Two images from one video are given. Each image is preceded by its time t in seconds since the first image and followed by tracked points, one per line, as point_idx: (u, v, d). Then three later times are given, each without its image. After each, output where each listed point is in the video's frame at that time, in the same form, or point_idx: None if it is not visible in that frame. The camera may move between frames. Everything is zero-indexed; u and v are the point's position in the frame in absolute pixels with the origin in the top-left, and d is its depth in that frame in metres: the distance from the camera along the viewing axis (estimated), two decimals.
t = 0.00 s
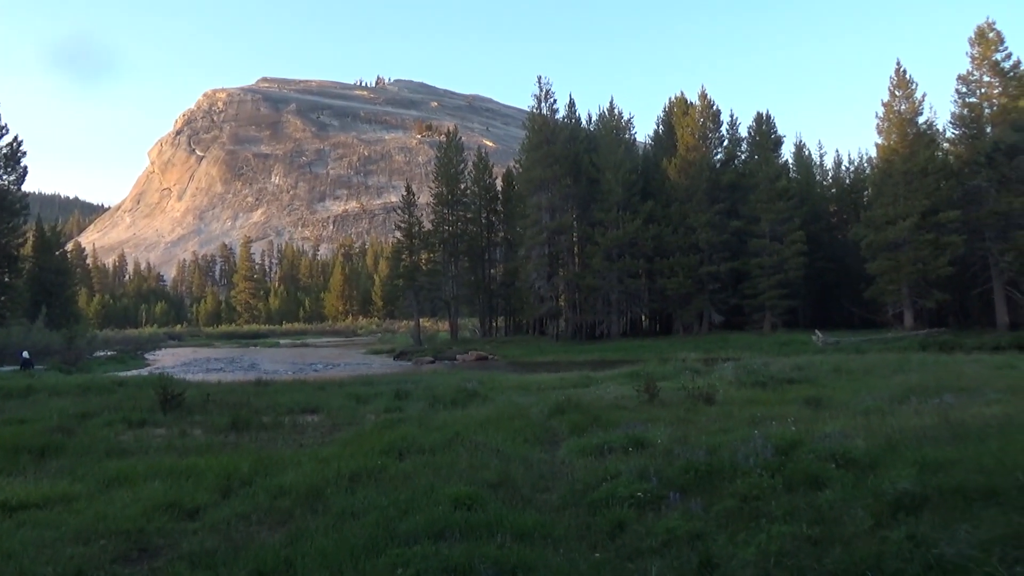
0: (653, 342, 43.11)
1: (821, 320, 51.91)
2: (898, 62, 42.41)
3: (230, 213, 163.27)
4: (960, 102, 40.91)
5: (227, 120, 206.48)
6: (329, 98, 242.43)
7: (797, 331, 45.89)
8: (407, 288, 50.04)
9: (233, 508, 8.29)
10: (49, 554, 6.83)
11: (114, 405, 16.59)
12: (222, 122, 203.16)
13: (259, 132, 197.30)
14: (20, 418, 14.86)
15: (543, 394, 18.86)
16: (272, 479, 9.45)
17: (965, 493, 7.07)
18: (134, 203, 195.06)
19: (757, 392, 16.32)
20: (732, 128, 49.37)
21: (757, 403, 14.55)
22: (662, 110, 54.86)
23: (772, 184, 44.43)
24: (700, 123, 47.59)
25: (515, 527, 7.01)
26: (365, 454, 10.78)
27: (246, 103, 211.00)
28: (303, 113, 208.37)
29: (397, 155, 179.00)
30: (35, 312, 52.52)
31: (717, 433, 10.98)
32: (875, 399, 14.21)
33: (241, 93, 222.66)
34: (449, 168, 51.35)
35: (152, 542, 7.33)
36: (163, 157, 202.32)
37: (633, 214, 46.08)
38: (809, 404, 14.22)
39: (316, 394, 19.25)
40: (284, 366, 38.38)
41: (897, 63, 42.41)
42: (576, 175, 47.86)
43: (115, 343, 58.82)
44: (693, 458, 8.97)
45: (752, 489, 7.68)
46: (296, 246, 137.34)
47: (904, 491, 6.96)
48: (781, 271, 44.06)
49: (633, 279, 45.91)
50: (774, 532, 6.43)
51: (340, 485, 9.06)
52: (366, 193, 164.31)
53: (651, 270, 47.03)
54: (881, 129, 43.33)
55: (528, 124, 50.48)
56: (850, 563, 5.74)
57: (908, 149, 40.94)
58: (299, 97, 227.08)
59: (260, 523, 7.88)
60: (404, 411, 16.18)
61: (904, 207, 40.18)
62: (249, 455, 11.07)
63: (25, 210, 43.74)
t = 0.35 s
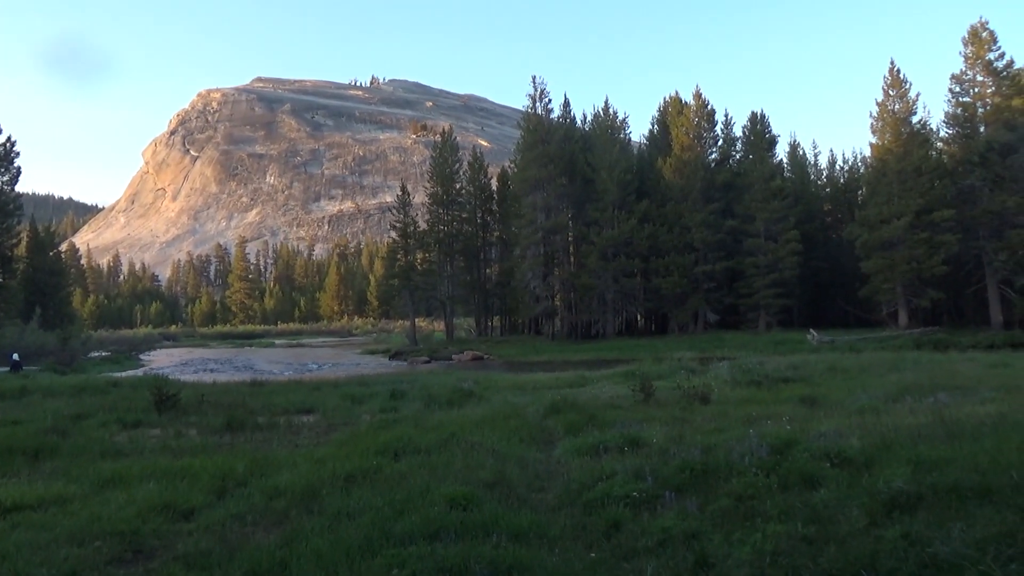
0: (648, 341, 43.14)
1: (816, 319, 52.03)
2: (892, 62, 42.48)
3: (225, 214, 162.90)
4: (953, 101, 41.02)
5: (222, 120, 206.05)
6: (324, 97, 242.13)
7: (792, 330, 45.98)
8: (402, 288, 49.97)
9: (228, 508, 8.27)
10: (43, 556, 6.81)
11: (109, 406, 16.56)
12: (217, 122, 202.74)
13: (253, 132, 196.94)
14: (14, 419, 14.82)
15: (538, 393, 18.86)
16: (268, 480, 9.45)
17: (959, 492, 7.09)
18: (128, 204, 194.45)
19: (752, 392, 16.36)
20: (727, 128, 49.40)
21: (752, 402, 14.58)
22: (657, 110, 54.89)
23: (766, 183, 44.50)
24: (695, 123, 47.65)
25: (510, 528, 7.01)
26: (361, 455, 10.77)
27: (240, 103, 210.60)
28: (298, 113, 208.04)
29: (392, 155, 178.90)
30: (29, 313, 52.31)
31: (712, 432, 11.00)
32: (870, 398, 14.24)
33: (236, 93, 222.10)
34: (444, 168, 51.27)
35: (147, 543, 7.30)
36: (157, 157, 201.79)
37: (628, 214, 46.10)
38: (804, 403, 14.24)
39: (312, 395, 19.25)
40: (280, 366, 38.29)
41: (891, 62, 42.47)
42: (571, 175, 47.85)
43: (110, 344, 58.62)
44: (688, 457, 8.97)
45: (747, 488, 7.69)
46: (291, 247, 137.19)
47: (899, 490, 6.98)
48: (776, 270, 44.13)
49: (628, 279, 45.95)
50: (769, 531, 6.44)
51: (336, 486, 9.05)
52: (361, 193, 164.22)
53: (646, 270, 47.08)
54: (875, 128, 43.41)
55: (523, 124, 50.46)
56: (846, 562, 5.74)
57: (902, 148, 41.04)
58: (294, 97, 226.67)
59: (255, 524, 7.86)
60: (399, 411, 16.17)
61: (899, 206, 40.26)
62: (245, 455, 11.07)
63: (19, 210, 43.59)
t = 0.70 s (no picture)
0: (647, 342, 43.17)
1: (815, 319, 52.10)
2: (891, 62, 42.54)
3: (224, 214, 162.82)
4: (951, 102, 41.08)
5: (221, 121, 206.02)
6: (323, 98, 242.17)
7: (791, 330, 46.03)
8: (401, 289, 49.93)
9: (227, 510, 8.26)
10: (41, 557, 6.80)
11: (107, 407, 16.55)
12: (216, 123, 202.78)
13: (252, 132, 196.91)
14: (12, 420, 14.80)
15: (537, 394, 18.88)
16: (266, 481, 9.46)
17: (957, 492, 7.10)
18: (127, 204, 194.32)
19: (750, 392, 16.40)
20: (725, 129, 49.43)
21: (751, 403, 14.60)
22: (655, 110, 54.93)
23: (765, 184, 44.55)
24: (693, 123, 47.71)
25: (509, 529, 7.01)
26: (359, 455, 10.77)
27: (239, 103, 210.56)
28: (297, 113, 208.02)
29: (391, 155, 178.91)
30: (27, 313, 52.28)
31: (711, 432, 11.02)
32: (869, 398, 14.26)
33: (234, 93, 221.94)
34: (442, 169, 51.26)
35: (146, 544, 7.30)
36: (156, 158, 201.69)
37: (627, 214, 46.15)
38: (802, 403, 14.27)
39: (311, 395, 19.27)
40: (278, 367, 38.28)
41: (890, 62, 42.52)
42: (570, 175, 47.87)
43: (109, 345, 58.62)
44: (686, 458, 8.97)
45: (745, 488, 7.69)
46: (290, 248, 137.21)
47: (897, 490, 6.99)
48: (774, 271, 44.15)
49: (627, 279, 45.98)
50: (767, 531, 6.44)
51: (335, 486, 9.06)
52: (360, 194, 164.29)
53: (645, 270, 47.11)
54: (874, 128, 43.47)
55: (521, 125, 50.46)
56: (844, 562, 5.75)
57: (901, 149, 41.10)
58: (292, 97, 226.62)
59: (253, 526, 7.85)
60: (399, 411, 16.18)
61: (897, 207, 40.30)
62: (244, 456, 11.09)
63: (18, 211, 43.57)
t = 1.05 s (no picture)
0: (649, 343, 43.17)
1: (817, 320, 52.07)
2: (892, 62, 42.46)
3: (226, 216, 163.00)
4: (953, 102, 41.03)
5: (223, 122, 206.23)
6: (325, 99, 242.34)
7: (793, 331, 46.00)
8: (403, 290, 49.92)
9: (226, 512, 8.26)
10: (41, 559, 6.81)
11: (109, 409, 16.55)
12: (218, 125, 203.02)
13: (254, 134, 197.16)
14: (13, 422, 14.81)
15: (539, 395, 18.88)
16: (266, 482, 9.46)
17: (957, 493, 7.08)
18: (130, 206, 194.58)
19: (751, 393, 16.40)
20: (727, 129, 49.37)
21: (752, 404, 14.60)
22: (656, 111, 54.91)
23: (767, 185, 44.55)
24: (695, 124, 47.65)
25: (508, 530, 7.00)
26: (360, 457, 10.78)
27: (241, 105, 210.80)
28: (299, 115, 208.22)
29: (393, 157, 179.04)
30: (30, 315, 52.36)
31: (712, 433, 11.01)
32: (870, 399, 14.25)
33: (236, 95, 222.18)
34: (444, 170, 51.25)
35: (145, 546, 7.30)
36: (158, 159, 201.98)
37: (629, 215, 46.11)
38: (803, 404, 14.25)
39: (312, 396, 19.29)
40: (280, 368, 38.32)
41: (891, 63, 42.45)
42: (572, 176, 47.70)
43: (111, 347, 58.69)
44: (686, 459, 8.96)
45: (745, 490, 7.68)
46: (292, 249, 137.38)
47: (896, 492, 6.98)
48: (777, 272, 44.10)
49: (629, 280, 45.95)
50: (767, 533, 6.43)
51: (335, 488, 9.06)
52: (362, 195, 164.38)
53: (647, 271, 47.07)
54: (875, 129, 43.42)
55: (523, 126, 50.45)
56: (843, 564, 5.74)
57: (903, 149, 41.06)
58: (294, 99, 226.82)
59: (253, 527, 7.85)
60: (399, 413, 16.18)
61: (899, 207, 40.22)
62: (244, 457, 11.11)
63: (20, 213, 43.62)
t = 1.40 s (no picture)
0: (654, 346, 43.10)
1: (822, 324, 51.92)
2: (898, 66, 42.35)
3: (233, 216, 163.38)
4: (958, 106, 40.90)
5: (230, 123, 206.70)
6: (331, 101, 242.67)
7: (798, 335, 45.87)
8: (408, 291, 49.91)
9: (226, 512, 8.26)
10: (40, 558, 6.81)
11: (112, 409, 16.58)
12: (225, 125, 203.59)
13: (261, 135, 197.61)
14: (16, 421, 14.85)
15: (541, 398, 18.88)
16: (267, 483, 9.46)
17: (957, 498, 7.05)
18: (136, 207, 195.07)
19: (755, 397, 16.38)
20: (732, 132, 49.30)
21: (755, 408, 14.56)
22: (662, 114, 54.90)
23: (772, 188, 44.49)
24: (700, 127, 47.61)
25: (506, 533, 7.00)
26: (361, 458, 10.78)
27: (248, 106, 211.26)
28: (306, 116, 208.71)
29: (399, 158, 179.32)
30: (36, 315, 52.49)
31: (714, 437, 10.98)
32: (873, 404, 14.19)
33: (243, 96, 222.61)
34: (449, 172, 51.29)
35: (145, 546, 7.30)
36: (165, 160, 202.47)
37: (634, 218, 46.10)
38: (805, 409, 14.22)
39: (316, 398, 19.29)
40: (285, 369, 38.29)
41: (897, 67, 42.34)
42: (577, 179, 47.97)
43: (117, 347, 58.76)
44: (688, 463, 8.93)
45: (745, 494, 7.65)
46: (298, 250, 137.65)
47: (897, 497, 6.94)
48: (782, 275, 44.00)
49: (634, 283, 45.89)
50: (766, 537, 6.42)
51: (335, 489, 9.07)
52: (368, 197, 164.58)
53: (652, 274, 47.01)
54: (881, 133, 43.33)
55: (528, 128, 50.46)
56: (841, 569, 5.72)
57: (908, 153, 40.95)
58: (301, 100, 227.26)
59: (252, 528, 7.85)
60: (402, 415, 16.16)
61: (904, 211, 40.07)
62: (245, 458, 11.12)
63: (27, 213, 43.78)
